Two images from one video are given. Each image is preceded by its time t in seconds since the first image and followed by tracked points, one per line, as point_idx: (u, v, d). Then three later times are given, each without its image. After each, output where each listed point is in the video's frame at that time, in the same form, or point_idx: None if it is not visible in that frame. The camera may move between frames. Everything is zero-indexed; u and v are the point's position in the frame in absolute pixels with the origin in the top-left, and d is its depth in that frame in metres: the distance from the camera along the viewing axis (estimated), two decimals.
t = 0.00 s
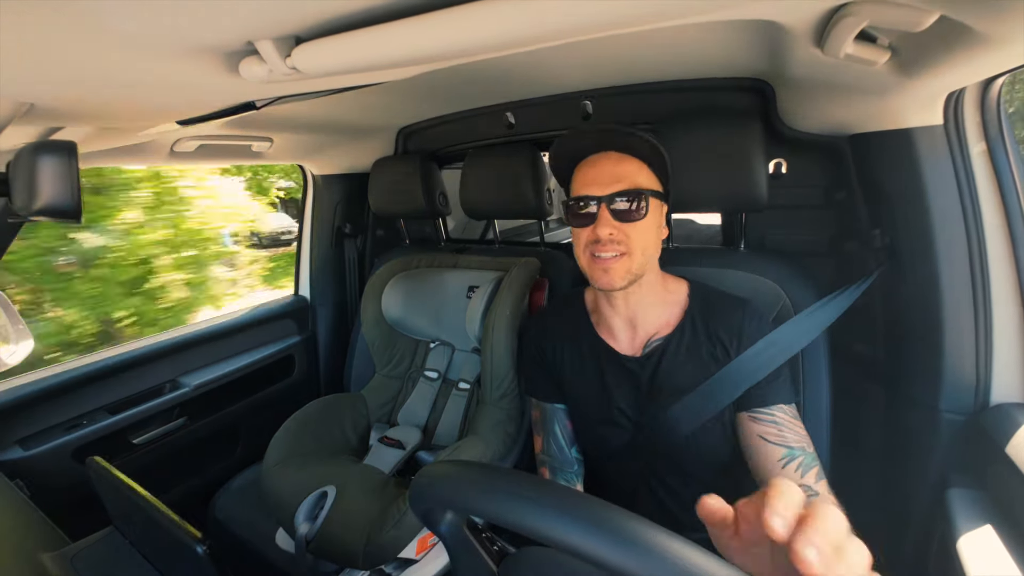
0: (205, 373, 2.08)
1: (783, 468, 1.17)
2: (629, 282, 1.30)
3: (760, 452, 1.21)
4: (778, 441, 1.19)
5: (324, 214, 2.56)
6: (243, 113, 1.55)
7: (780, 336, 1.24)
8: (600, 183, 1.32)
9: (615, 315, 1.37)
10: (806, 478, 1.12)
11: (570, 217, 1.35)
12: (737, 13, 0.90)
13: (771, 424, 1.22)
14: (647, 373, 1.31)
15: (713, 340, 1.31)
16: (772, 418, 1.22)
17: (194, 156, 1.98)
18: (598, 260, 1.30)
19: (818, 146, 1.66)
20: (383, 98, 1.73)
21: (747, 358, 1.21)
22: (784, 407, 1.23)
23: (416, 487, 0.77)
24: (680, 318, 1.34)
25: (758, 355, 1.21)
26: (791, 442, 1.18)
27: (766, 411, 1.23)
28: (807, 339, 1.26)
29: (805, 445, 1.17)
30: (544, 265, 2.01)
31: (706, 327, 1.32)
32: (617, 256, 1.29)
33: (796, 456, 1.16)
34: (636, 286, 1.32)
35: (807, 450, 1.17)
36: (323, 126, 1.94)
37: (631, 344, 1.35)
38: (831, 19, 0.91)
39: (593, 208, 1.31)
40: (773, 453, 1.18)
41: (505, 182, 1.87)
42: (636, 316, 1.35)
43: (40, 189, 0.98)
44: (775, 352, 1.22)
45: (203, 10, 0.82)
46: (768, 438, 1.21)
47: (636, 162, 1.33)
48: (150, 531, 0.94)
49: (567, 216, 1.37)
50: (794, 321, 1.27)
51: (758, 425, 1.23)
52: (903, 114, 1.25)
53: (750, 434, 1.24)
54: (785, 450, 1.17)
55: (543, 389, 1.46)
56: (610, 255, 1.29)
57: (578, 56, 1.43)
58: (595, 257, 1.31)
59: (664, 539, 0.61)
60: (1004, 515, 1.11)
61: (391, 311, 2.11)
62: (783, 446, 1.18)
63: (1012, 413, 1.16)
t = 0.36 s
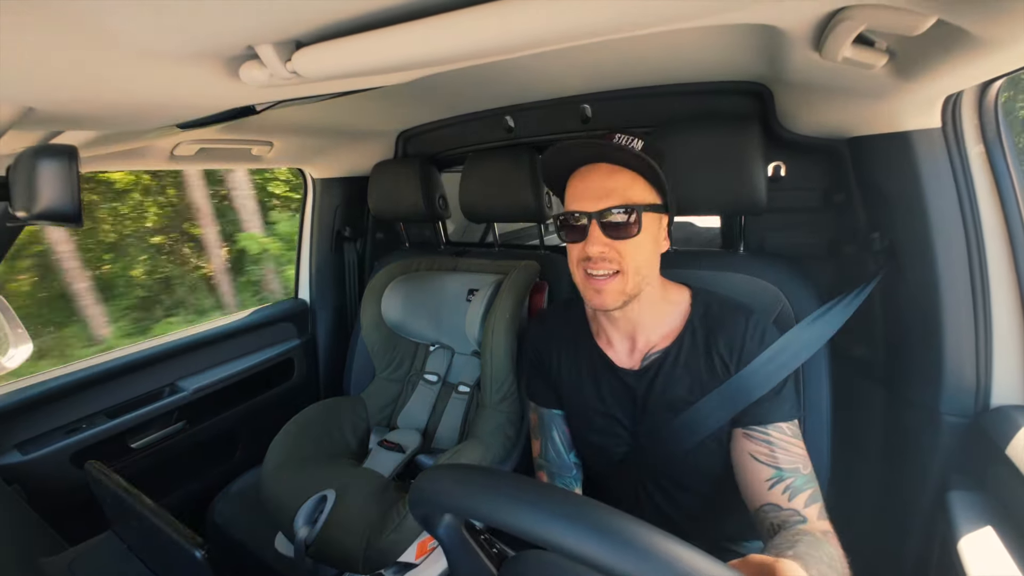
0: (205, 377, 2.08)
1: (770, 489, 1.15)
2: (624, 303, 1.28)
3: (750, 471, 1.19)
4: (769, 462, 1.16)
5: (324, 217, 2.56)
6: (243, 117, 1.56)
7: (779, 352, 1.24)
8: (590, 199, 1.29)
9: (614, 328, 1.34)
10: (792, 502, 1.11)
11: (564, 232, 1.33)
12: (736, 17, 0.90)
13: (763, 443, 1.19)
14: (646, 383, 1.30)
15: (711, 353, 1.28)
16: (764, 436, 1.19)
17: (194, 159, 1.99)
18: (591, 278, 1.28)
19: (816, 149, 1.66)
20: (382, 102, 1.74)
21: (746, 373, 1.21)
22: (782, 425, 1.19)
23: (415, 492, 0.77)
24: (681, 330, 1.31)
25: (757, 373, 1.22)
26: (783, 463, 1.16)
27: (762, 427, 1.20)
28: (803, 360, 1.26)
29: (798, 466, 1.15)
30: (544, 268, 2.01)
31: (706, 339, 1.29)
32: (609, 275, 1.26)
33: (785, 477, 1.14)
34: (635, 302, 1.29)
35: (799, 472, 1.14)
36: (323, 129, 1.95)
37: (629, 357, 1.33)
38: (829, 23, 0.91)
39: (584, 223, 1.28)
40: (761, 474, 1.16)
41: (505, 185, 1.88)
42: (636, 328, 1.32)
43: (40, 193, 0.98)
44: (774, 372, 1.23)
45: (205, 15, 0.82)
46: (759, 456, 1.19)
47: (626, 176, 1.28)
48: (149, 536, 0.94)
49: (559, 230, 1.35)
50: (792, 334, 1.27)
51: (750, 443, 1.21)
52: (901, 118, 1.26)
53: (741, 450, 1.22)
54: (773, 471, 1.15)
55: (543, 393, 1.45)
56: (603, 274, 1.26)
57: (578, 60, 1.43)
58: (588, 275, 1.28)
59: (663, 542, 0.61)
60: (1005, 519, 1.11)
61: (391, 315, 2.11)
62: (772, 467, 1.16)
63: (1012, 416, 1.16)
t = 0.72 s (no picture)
0: (203, 374, 2.07)
1: (777, 489, 1.13)
2: (623, 297, 1.27)
3: (756, 470, 1.17)
4: (774, 461, 1.15)
5: (323, 215, 2.55)
6: (240, 114, 1.55)
7: (783, 350, 1.25)
8: (590, 195, 1.29)
9: (615, 326, 1.34)
10: (800, 502, 1.09)
11: (563, 229, 1.33)
12: (735, 15, 0.90)
13: (766, 441, 1.18)
14: (647, 384, 1.29)
15: (712, 353, 1.28)
16: (768, 435, 1.18)
17: (192, 155, 1.98)
18: (591, 274, 1.27)
19: (814, 149, 1.66)
20: (380, 100, 1.73)
21: (750, 372, 1.21)
22: (785, 424, 1.19)
23: (414, 490, 0.77)
24: (683, 329, 1.31)
25: (762, 369, 1.22)
26: (789, 462, 1.13)
27: (765, 426, 1.20)
28: (803, 360, 1.27)
29: (804, 465, 1.13)
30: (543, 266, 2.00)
31: (708, 338, 1.29)
32: (608, 270, 1.26)
33: (791, 476, 1.12)
34: (634, 298, 1.28)
35: (806, 471, 1.12)
36: (321, 127, 1.94)
37: (632, 357, 1.33)
38: (828, 22, 0.91)
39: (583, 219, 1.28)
40: (767, 473, 1.14)
41: (504, 183, 1.87)
42: (638, 327, 1.32)
43: (37, 189, 0.98)
44: (778, 369, 1.23)
45: (202, 10, 0.81)
46: (763, 455, 1.17)
47: (626, 171, 1.28)
48: (146, 532, 0.94)
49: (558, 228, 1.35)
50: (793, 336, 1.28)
51: (753, 442, 1.20)
52: (901, 117, 1.26)
53: (746, 450, 1.21)
54: (779, 470, 1.13)
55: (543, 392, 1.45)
56: (602, 270, 1.25)
57: (577, 58, 1.43)
58: (588, 271, 1.28)
59: (662, 540, 0.62)
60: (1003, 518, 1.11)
61: (389, 313, 2.10)
62: (778, 466, 1.14)
63: (1009, 415, 1.16)
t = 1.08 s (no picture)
0: (205, 376, 2.08)
1: (801, 497, 1.11)
2: (634, 290, 1.25)
3: (778, 479, 1.16)
4: (798, 470, 1.13)
5: (324, 216, 2.56)
6: (241, 116, 1.55)
7: (795, 354, 1.24)
8: (608, 186, 1.27)
9: (626, 321, 1.33)
10: (827, 508, 1.08)
11: (580, 220, 1.32)
12: (736, 16, 0.90)
13: (787, 450, 1.16)
14: (655, 385, 1.29)
15: (723, 355, 1.27)
16: (789, 443, 1.16)
17: (193, 158, 1.99)
18: (603, 267, 1.25)
19: (815, 149, 1.66)
20: (381, 102, 1.74)
21: (761, 375, 1.20)
22: (805, 433, 1.17)
23: (415, 491, 0.77)
24: (694, 330, 1.30)
25: (773, 372, 1.21)
26: (812, 470, 1.12)
27: (783, 434, 1.18)
28: (816, 362, 1.26)
29: (826, 472, 1.12)
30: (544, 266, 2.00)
31: (720, 340, 1.29)
32: (621, 263, 1.23)
33: (815, 484, 1.10)
34: (645, 293, 1.26)
35: (828, 478, 1.11)
36: (322, 129, 1.95)
37: (641, 356, 1.32)
38: (829, 23, 0.91)
39: (599, 211, 1.26)
40: (792, 483, 1.12)
41: (506, 184, 1.87)
42: (648, 323, 1.31)
43: (39, 191, 0.98)
44: (788, 373, 1.21)
45: (205, 14, 0.82)
46: (785, 463, 1.15)
47: (644, 164, 1.26)
48: (148, 534, 0.94)
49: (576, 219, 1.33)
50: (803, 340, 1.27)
51: (773, 450, 1.18)
52: (902, 117, 1.26)
53: (767, 461, 1.18)
54: (803, 479, 1.12)
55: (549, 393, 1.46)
56: (613, 262, 1.23)
57: (578, 59, 1.43)
58: (599, 263, 1.26)
59: (663, 541, 0.61)
60: (1006, 519, 1.10)
61: (390, 314, 2.10)
62: (802, 474, 1.12)
63: (1011, 415, 1.16)
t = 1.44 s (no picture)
0: (204, 375, 2.07)
1: (794, 503, 1.19)
2: (631, 294, 1.24)
3: (775, 487, 1.21)
4: (795, 484, 1.17)
5: (323, 215, 2.55)
6: (241, 115, 1.55)
7: (799, 364, 1.23)
8: (603, 187, 1.27)
9: (623, 328, 1.32)
10: (813, 513, 1.18)
11: (574, 223, 1.31)
12: (736, 14, 0.90)
13: (789, 466, 1.19)
14: (656, 392, 1.28)
15: (727, 364, 1.26)
16: (790, 459, 1.19)
17: (191, 157, 1.98)
18: (600, 270, 1.24)
19: (815, 147, 1.66)
20: (380, 100, 1.74)
21: (766, 387, 1.19)
22: (805, 443, 1.20)
23: (414, 489, 0.77)
24: (696, 338, 1.29)
25: (778, 383, 1.20)
26: (807, 482, 1.17)
27: (785, 446, 1.20)
28: (821, 368, 1.26)
29: (818, 481, 1.18)
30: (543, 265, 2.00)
31: (724, 347, 1.28)
32: (618, 265, 1.22)
33: (808, 494, 1.17)
34: (643, 297, 1.25)
35: (819, 485, 1.18)
36: (321, 127, 1.94)
37: (640, 362, 1.31)
38: (828, 21, 0.91)
39: (594, 213, 1.25)
40: (788, 494, 1.18)
41: (505, 183, 1.87)
42: (643, 331, 1.30)
43: (38, 191, 0.98)
44: (792, 383, 1.21)
45: (203, 12, 0.82)
46: (785, 479, 1.19)
47: (640, 165, 1.25)
48: (148, 534, 0.94)
49: (571, 222, 1.32)
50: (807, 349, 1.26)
51: (778, 468, 1.20)
52: (901, 116, 1.25)
53: (768, 473, 1.22)
54: (799, 491, 1.17)
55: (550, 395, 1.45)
56: (611, 265, 1.22)
57: (578, 58, 1.43)
58: (596, 266, 1.24)
59: (663, 540, 0.62)
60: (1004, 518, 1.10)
61: (390, 313, 2.10)
62: (798, 487, 1.18)
63: (1009, 414, 1.16)
